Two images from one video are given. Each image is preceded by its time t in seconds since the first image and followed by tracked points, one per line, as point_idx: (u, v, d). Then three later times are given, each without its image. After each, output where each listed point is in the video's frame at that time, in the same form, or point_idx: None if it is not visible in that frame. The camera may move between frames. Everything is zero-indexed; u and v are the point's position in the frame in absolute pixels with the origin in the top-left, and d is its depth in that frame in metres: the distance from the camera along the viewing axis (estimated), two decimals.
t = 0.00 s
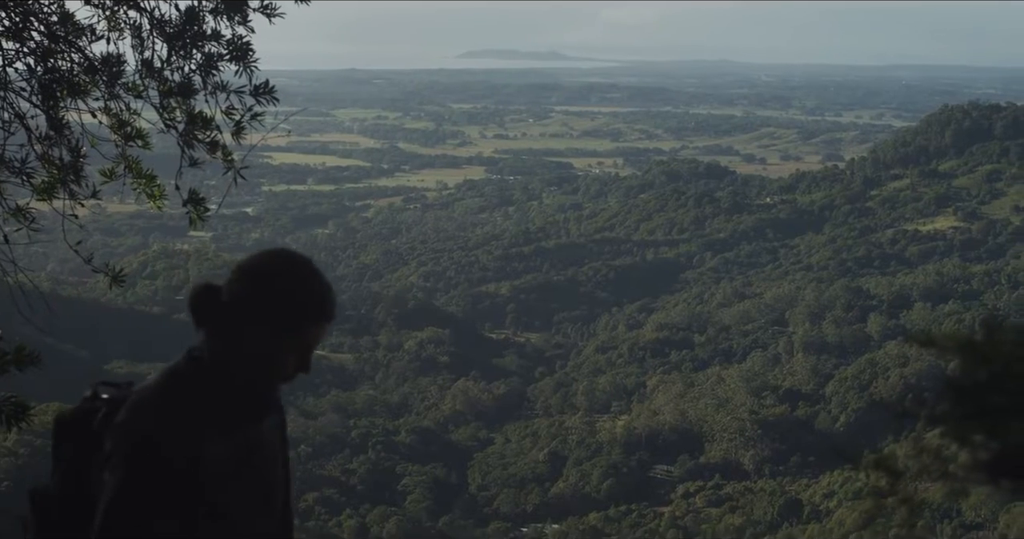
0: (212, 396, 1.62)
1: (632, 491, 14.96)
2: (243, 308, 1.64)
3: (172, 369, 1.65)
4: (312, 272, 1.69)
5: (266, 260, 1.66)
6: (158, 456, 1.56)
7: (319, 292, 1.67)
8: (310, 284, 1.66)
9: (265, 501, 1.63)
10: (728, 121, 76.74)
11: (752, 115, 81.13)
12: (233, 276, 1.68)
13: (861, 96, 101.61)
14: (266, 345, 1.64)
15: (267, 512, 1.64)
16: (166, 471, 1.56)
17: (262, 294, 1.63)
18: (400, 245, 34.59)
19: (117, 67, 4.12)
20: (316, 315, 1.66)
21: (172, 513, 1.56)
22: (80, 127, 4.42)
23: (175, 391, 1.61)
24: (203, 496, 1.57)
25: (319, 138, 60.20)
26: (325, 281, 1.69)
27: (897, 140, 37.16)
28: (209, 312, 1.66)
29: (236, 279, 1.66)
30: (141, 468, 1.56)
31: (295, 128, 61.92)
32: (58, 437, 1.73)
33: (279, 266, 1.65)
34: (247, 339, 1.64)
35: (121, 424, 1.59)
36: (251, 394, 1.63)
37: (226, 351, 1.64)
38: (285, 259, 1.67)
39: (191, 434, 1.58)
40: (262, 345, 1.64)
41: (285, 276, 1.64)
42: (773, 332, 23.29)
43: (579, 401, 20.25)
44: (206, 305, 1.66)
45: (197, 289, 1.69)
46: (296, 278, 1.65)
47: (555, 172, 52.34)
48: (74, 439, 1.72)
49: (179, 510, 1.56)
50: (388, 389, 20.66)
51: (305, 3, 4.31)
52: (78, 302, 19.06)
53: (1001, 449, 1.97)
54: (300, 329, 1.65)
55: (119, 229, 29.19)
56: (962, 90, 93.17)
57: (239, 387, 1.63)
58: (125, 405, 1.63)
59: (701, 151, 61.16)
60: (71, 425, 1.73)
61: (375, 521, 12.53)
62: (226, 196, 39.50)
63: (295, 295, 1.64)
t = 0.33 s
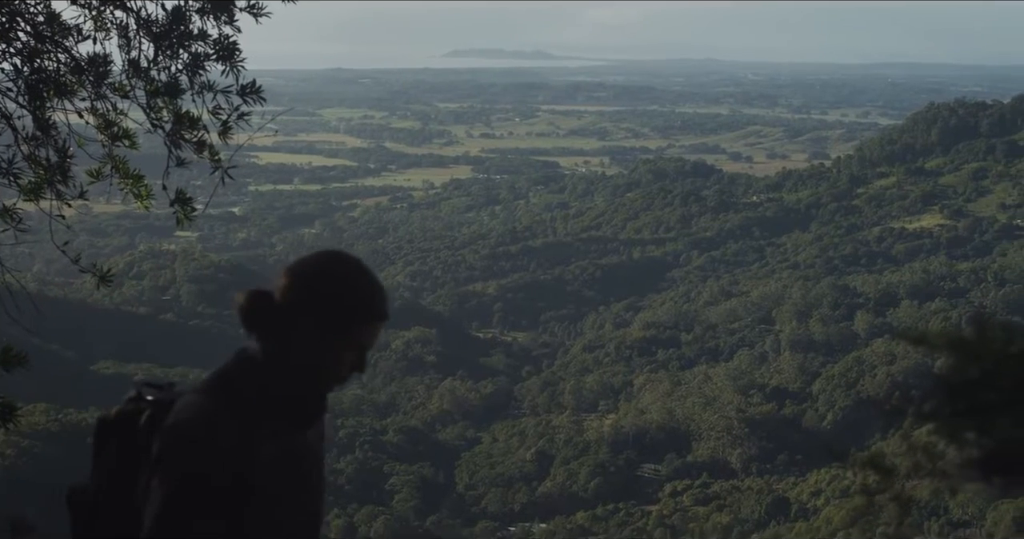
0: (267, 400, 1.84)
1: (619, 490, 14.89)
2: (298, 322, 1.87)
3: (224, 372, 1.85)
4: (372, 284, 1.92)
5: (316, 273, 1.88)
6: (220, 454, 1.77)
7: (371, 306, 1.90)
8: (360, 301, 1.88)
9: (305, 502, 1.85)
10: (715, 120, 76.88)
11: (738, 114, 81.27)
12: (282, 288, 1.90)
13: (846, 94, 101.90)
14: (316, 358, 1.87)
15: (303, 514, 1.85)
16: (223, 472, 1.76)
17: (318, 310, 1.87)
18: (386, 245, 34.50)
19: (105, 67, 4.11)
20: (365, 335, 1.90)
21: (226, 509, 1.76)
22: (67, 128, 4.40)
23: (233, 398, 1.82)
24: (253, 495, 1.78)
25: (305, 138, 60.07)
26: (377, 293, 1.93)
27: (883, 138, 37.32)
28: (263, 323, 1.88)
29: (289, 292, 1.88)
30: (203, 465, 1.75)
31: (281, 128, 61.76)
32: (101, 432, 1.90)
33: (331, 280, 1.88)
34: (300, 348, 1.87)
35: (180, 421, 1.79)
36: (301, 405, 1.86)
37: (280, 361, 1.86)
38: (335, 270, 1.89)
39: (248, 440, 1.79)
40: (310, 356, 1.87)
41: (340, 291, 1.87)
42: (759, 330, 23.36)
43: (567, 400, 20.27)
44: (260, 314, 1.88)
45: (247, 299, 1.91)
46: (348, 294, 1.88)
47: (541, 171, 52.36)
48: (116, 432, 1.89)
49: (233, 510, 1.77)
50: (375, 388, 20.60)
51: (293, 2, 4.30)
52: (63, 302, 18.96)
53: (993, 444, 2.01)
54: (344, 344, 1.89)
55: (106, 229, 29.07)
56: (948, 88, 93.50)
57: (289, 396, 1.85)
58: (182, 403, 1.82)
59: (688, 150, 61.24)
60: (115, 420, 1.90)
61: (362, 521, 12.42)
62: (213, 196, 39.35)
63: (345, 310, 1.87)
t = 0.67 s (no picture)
0: (313, 417, 1.77)
1: (606, 495, 14.86)
2: (339, 341, 1.81)
3: (270, 390, 1.80)
4: (410, 296, 1.85)
5: (359, 286, 1.82)
6: (270, 473, 1.73)
7: (416, 318, 1.85)
8: (404, 313, 1.83)
9: (352, 513, 1.82)
10: (701, 124, 77.13)
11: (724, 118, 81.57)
12: (322, 304, 1.84)
13: (832, 98, 102.37)
14: (361, 373, 1.82)
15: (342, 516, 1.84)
16: (270, 496, 1.73)
17: (364, 329, 1.81)
18: (373, 248, 34.42)
19: (91, 71, 4.08)
20: (406, 350, 1.85)
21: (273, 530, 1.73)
22: (53, 132, 4.38)
23: (279, 418, 1.75)
24: (304, 511, 1.76)
25: (292, 142, 60.00)
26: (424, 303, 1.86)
27: (869, 141, 37.53)
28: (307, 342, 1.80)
29: (330, 312, 1.81)
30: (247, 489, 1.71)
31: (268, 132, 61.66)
32: (143, 449, 1.85)
33: (375, 294, 1.82)
34: (349, 359, 1.81)
35: (225, 444, 1.73)
36: (347, 420, 1.80)
37: (324, 381, 1.80)
38: (381, 285, 1.82)
39: (293, 459, 1.75)
40: (355, 371, 1.81)
41: (386, 305, 1.81)
42: (746, 334, 23.41)
43: (553, 403, 20.26)
44: (302, 331, 1.81)
45: (291, 317, 1.84)
46: (398, 307, 1.82)
47: (528, 175, 52.41)
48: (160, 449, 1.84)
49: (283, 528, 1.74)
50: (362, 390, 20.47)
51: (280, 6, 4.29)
52: (49, 306, 18.85)
53: (984, 447, 2.00)
54: (387, 358, 1.83)
55: (91, 233, 28.93)
56: (932, 92, 94.06)
57: (335, 415, 1.80)
58: (228, 421, 1.77)
59: (674, 153, 61.41)
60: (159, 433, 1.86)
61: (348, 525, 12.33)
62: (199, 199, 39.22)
63: (388, 326, 1.82)
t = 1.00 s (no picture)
0: (377, 414, 1.69)
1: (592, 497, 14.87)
2: (388, 334, 1.73)
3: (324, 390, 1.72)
4: (452, 281, 1.78)
5: (401, 276, 1.74)
6: (336, 472, 1.63)
7: (457, 306, 1.77)
8: (449, 300, 1.76)
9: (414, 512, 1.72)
10: (689, 124, 77.29)
11: (712, 118, 81.79)
12: (365, 300, 1.77)
13: (820, 98, 102.66)
14: (416, 367, 1.74)
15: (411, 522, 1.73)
16: (335, 497, 1.62)
17: (408, 315, 1.73)
18: (361, 247, 34.36)
19: (80, 69, 4.06)
20: (451, 339, 1.77)
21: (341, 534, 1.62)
22: (41, 131, 4.35)
23: (337, 418, 1.67)
24: (374, 512, 1.65)
25: (279, 141, 59.90)
26: (463, 287, 1.80)
27: (857, 143, 37.69)
28: (356, 336, 1.74)
29: (371, 307, 1.74)
30: (314, 494, 1.62)
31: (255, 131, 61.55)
32: (196, 468, 1.78)
33: (416, 281, 1.74)
34: (402, 354, 1.73)
35: (287, 447, 1.66)
36: (405, 415, 1.71)
37: (377, 378, 1.71)
38: (426, 268, 1.76)
39: (356, 458, 1.65)
40: (407, 367, 1.74)
41: (430, 292, 1.74)
42: (733, 334, 23.47)
43: (540, 404, 20.24)
44: (351, 332, 1.75)
45: (341, 328, 1.76)
46: (442, 291, 1.75)
47: (516, 175, 52.45)
48: (216, 466, 1.77)
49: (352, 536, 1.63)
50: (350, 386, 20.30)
51: (269, 5, 4.29)
52: (38, 303, 18.77)
53: (974, 447, 1.86)
54: (438, 349, 1.76)
55: (79, 232, 28.81)
56: (918, 94, 94.53)
57: (393, 411, 1.71)
58: (285, 428, 1.69)
59: (662, 153, 61.53)
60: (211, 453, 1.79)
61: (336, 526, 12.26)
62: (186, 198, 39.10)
63: (435, 315, 1.75)
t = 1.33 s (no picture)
0: (431, 401, 1.71)
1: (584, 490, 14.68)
2: (432, 319, 1.75)
3: (373, 378, 1.72)
4: (491, 264, 1.81)
5: (441, 260, 1.76)
6: (393, 471, 1.63)
7: (498, 289, 1.80)
8: (491, 282, 1.79)
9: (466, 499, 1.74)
10: (682, 121, 77.31)
11: (705, 116, 81.83)
12: (405, 287, 1.79)
13: (813, 96, 102.64)
14: (462, 353, 1.77)
15: (466, 510, 1.73)
16: (396, 486, 1.63)
17: (453, 302, 1.76)
18: (354, 245, 34.30)
19: (73, 67, 4.06)
20: (495, 323, 1.80)
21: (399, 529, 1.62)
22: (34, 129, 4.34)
23: (393, 407, 1.68)
24: (430, 509, 1.65)
25: (272, 138, 59.75)
26: (502, 269, 1.82)
27: (849, 140, 37.74)
28: (405, 324, 1.76)
29: (412, 293, 1.76)
30: (376, 489, 1.62)
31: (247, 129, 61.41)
32: (246, 468, 1.78)
33: (458, 263, 1.77)
34: (449, 338, 1.76)
35: (344, 436, 1.66)
36: (457, 402, 1.74)
37: (424, 367, 1.73)
38: (467, 251, 1.78)
39: (412, 447, 1.66)
40: (451, 355, 1.76)
41: (473, 276, 1.77)
42: (726, 332, 23.52)
43: (533, 400, 20.24)
44: (399, 319, 1.77)
45: (387, 318, 1.79)
46: (483, 275, 1.78)
47: (509, 172, 52.42)
48: (269, 460, 1.77)
49: (414, 532, 1.63)
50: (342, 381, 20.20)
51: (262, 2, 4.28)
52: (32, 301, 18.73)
53: (968, 446, 2.03)
54: (482, 334, 1.80)
55: (71, 229, 28.71)
56: (911, 91, 94.56)
57: (442, 398, 1.72)
58: (338, 420, 1.70)
59: (655, 151, 61.51)
60: (261, 446, 1.78)
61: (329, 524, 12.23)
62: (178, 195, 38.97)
63: (478, 300, 1.77)
